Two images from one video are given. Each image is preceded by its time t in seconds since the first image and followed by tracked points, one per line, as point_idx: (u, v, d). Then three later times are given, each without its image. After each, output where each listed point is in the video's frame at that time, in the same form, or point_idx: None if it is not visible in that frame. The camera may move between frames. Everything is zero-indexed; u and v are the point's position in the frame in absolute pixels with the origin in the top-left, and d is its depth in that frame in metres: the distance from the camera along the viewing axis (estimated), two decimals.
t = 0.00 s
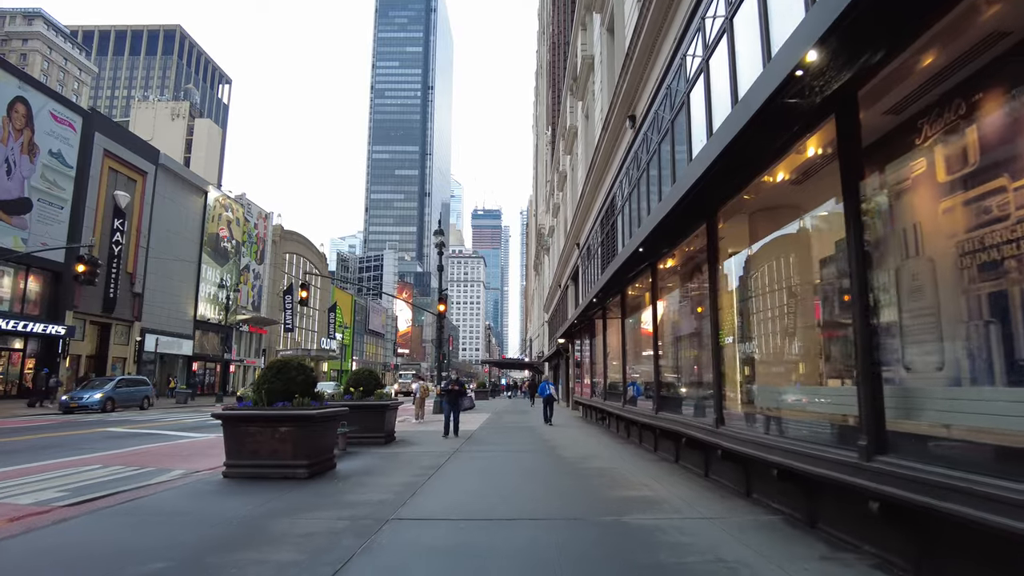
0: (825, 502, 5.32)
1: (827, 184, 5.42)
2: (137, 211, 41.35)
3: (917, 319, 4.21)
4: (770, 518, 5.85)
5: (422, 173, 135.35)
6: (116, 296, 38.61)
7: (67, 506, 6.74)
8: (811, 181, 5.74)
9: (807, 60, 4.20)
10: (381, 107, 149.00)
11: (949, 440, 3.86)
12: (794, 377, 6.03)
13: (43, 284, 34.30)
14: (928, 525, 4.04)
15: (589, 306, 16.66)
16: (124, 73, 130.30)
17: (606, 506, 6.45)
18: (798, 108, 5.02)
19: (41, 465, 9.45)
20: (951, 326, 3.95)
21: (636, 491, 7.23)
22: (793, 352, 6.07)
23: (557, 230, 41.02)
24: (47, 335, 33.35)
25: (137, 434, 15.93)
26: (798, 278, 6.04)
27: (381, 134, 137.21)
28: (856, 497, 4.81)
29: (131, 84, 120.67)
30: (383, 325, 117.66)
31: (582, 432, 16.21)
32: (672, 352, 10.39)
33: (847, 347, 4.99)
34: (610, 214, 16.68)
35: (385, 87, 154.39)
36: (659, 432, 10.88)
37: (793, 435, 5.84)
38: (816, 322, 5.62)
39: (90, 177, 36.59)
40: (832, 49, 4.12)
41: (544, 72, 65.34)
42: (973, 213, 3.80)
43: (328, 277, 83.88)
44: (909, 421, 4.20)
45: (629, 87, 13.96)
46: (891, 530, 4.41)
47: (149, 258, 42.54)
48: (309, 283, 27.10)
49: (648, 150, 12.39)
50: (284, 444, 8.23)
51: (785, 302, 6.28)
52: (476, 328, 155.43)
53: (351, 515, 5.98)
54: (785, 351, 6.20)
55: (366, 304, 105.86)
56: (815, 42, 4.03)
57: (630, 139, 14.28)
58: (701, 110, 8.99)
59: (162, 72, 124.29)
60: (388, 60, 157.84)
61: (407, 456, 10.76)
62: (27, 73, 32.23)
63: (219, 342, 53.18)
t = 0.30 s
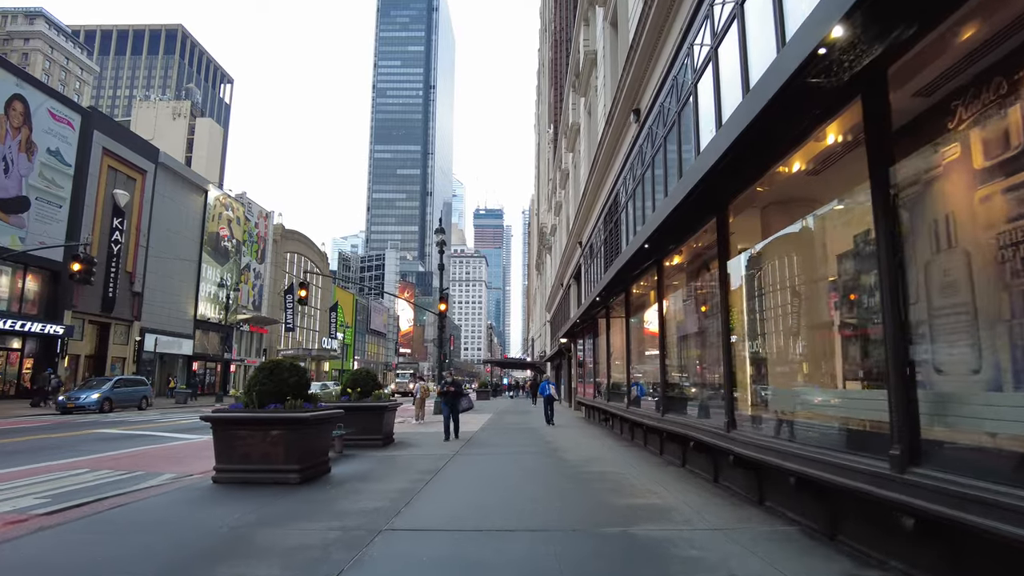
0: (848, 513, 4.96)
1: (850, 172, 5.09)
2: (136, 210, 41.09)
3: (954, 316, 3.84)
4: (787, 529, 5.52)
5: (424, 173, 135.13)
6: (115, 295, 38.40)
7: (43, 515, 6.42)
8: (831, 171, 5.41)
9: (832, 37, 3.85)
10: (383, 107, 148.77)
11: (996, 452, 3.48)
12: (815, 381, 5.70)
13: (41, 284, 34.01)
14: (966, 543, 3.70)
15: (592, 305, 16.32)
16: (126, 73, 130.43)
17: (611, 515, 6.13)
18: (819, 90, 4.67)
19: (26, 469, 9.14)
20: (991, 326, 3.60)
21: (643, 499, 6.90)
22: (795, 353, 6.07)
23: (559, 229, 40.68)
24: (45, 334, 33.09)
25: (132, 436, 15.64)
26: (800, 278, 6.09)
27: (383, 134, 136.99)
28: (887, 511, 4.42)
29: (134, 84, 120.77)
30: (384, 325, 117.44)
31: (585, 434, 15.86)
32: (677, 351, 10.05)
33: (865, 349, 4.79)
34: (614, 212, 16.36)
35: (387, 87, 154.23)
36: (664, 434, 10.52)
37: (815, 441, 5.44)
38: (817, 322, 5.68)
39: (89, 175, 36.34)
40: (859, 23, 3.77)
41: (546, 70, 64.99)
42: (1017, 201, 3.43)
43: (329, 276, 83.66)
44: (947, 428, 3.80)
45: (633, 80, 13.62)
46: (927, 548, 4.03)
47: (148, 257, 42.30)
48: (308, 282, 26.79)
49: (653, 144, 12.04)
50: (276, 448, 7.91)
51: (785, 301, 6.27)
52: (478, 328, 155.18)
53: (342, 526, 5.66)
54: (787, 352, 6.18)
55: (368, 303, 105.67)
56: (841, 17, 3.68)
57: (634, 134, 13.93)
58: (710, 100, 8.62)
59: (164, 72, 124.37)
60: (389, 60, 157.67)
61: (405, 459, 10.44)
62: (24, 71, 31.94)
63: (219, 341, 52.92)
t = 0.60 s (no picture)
0: (871, 531, 4.60)
1: (880, 159, 4.77)
2: (136, 210, 40.86)
3: (997, 318, 3.48)
4: (803, 545, 5.21)
5: (426, 173, 134.80)
6: (115, 296, 38.18)
7: (18, 529, 6.10)
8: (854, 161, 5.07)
9: (858, 16, 3.50)
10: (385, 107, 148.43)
11: None
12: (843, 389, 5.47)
13: (40, 285, 33.73)
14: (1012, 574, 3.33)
15: (595, 306, 16.01)
16: (128, 74, 130.49)
17: (616, 530, 5.81)
18: (843, 72, 4.29)
19: (11, 476, 8.86)
20: None
21: (649, 510, 6.59)
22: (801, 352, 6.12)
23: (561, 229, 40.39)
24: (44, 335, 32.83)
25: (126, 440, 15.37)
26: (802, 277, 6.18)
27: (384, 133, 136.76)
28: (919, 532, 4.06)
29: (135, 84, 120.68)
30: (386, 325, 117.21)
31: (588, 437, 15.57)
32: (682, 353, 9.73)
33: (887, 349, 4.76)
34: (616, 210, 16.04)
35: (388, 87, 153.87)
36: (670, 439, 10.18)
37: (841, 455, 5.07)
38: (819, 321, 5.88)
39: (88, 175, 36.08)
40: None
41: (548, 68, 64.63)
42: None
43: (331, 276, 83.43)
44: (991, 445, 3.46)
45: (637, 74, 13.27)
46: None
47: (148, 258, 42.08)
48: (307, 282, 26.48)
49: (658, 140, 11.69)
50: (266, 456, 7.60)
51: (786, 301, 6.32)
52: (480, 328, 154.88)
53: (331, 541, 5.37)
54: (790, 352, 6.23)
55: (370, 303, 105.47)
56: None
57: (637, 130, 13.59)
58: (717, 92, 8.28)
59: (166, 72, 124.32)
60: (391, 60, 157.48)
61: (402, 465, 10.15)
62: (22, 70, 31.70)
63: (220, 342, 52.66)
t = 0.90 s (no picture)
0: (898, 541, 4.31)
1: (902, 143, 4.49)
2: (136, 211, 40.64)
3: None
4: (819, 555, 4.93)
5: (428, 173, 134.60)
6: (114, 296, 37.98)
7: None
8: (876, 146, 4.77)
9: None
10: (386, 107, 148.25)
11: None
12: (856, 391, 5.25)
13: (39, 285, 33.53)
14: None
15: (598, 305, 15.72)
16: (130, 75, 130.70)
17: (620, 538, 5.54)
18: (864, 46, 3.98)
19: None
20: None
21: (655, 516, 6.32)
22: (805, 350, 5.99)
23: (563, 228, 40.21)
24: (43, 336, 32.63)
25: (122, 442, 15.12)
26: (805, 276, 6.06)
27: (386, 134, 136.69)
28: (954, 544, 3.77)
29: (137, 85, 120.84)
30: (388, 326, 117.14)
31: (590, 438, 15.28)
32: (687, 353, 9.44)
33: (906, 349, 4.50)
34: (619, 207, 15.76)
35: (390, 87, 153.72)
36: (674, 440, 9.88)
37: (863, 459, 4.76)
38: (824, 321, 5.76)
39: (87, 175, 35.89)
40: None
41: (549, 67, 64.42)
42: None
43: (332, 277, 83.34)
44: None
45: (640, 68, 12.99)
46: None
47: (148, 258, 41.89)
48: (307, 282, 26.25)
49: (661, 134, 11.40)
50: (257, 459, 7.33)
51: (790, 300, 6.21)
52: (482, 328, 154.64)
53: (320, 551, 5.10)
54: (794, 351, 6.09)
55: (372, 303, 105.36)
56: None
57: (641, 125, 13.29)
58: (724, 81, 7.98)
59: (168, 73, 124.43)
60: (393, 60, 157.45)
61: (400, 468, 9.88)
62: (21, 70, 31.52)
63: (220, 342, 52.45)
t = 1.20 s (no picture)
0: (932, 554, 4.02)
1: (930, 127, 4.26)
2: (135, 211, 40.39)
3: None
4: (841, 569, 4.65)
5: (430, 174, 134.35)
6: (114, 296, 37.75)
7: None
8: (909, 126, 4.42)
9: None
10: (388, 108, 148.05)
11: None
12: (881, 393, 5.06)
13: (38, 285, 33.28)
14: None
15: (600, 304, 15.42)
16: (133, 77, 130.99)
17: (628, 549, 5.25)
18: (897, 14, 3.63)
19: None
20: None
21: (663, 525, 6.02)
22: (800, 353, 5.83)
23: (565, 228, 39.85)
24: (41, 336, 32.37)
25: (115, 443, 14.84)
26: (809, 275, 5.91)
27: (388, 134, 136.50)
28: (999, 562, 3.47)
29: (139, 86, 121.11)
30: (389, 326, 116.90)
31: (593, 440, 14.99)
32: (693, 353, 9.14)
33: (927, 348, 4.53)
34: (622, 205, 15.42)
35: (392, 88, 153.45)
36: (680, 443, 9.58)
37: (895, 467, 4.38)
38: (825, 321, 5.73)
39: (86, 175, 35.66)
40: None
41: (550, 67, 64.15)
42: None
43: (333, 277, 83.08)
44: None
45: (644, 60, 12.66)
46: None
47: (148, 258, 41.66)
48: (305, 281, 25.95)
49: (667, 128, 11.08)
50: (248, 463, 7.04)
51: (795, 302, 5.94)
52: (484, 328, 154.42)
53: (310, 562, 4.83)
54: (795, 352, 5.86)
55: (373, 304, 105.16)
56: None
57: (645, 120, 12.95)
58: (732, 71, 7.59)
59: (170, 74, 124.51)
60: (395, 61, 157.35)
61: (397, 472, 9.58)
62: (19, 68, 31.30)
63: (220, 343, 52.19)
